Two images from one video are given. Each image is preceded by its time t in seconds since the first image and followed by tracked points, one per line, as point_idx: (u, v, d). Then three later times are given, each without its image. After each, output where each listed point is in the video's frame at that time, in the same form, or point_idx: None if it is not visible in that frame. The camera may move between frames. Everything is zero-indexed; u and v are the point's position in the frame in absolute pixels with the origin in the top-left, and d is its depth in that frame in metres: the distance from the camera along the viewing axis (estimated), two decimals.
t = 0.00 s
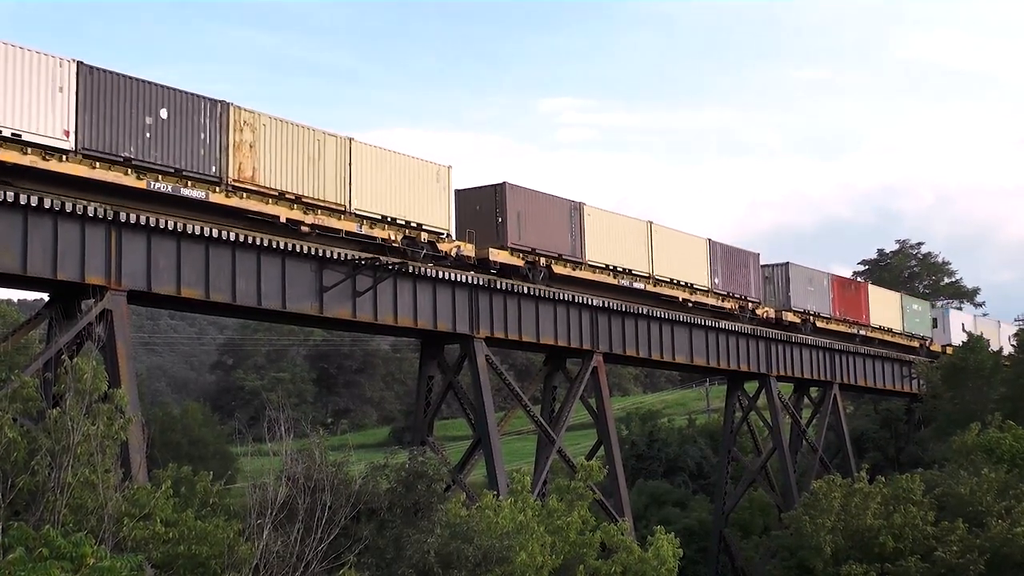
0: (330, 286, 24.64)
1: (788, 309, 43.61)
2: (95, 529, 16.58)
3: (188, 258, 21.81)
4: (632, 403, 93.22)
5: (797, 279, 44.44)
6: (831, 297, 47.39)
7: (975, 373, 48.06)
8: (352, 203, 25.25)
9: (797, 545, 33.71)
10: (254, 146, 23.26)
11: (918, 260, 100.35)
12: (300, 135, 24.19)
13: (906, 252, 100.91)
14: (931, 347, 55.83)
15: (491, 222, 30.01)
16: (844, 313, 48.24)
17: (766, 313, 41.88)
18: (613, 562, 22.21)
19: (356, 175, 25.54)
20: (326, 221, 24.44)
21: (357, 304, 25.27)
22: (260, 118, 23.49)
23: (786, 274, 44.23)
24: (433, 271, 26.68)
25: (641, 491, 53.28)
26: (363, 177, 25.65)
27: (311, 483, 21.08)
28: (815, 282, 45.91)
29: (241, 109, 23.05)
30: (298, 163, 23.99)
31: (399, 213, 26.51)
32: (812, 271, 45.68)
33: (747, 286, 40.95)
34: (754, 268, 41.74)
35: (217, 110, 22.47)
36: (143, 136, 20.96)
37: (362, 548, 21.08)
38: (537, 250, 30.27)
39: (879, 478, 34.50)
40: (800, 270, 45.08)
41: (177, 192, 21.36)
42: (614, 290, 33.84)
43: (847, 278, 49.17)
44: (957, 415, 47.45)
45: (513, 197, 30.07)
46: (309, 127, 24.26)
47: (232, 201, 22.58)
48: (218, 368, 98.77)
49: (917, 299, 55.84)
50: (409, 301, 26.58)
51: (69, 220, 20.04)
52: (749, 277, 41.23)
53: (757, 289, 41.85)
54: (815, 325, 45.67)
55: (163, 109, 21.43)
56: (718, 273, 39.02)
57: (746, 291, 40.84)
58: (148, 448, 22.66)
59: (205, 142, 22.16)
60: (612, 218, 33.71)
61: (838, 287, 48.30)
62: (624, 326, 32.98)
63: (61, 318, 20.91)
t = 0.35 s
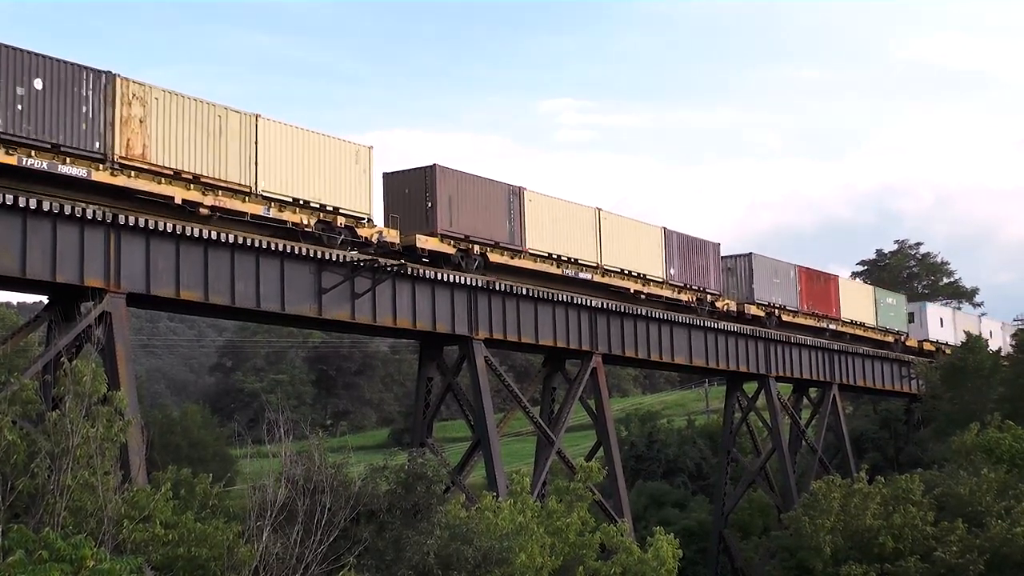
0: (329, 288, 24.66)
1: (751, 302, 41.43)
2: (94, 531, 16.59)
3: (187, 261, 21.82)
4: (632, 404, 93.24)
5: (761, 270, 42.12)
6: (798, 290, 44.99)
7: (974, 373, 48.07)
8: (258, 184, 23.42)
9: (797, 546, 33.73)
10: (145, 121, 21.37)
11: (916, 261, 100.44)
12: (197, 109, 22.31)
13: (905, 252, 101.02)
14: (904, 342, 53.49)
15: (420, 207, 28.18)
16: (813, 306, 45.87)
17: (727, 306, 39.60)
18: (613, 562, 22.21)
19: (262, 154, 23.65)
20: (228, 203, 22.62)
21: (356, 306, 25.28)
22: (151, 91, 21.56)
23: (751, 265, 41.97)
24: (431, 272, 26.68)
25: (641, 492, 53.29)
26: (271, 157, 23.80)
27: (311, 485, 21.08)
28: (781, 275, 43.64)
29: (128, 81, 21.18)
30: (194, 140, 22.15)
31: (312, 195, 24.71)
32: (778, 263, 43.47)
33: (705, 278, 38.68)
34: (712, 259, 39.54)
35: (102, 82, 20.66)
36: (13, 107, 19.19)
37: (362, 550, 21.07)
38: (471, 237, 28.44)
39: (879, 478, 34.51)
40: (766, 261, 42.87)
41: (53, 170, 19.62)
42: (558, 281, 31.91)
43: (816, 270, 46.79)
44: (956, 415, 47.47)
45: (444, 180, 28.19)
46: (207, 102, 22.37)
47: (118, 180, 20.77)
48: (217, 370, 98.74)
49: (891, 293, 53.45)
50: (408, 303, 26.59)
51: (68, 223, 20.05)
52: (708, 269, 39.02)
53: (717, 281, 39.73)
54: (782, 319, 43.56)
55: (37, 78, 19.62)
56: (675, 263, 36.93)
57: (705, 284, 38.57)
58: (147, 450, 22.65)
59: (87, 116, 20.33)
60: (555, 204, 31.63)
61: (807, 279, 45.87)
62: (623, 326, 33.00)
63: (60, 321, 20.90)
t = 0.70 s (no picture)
0: (328, 289, 24.67)
1: (711, 295, 39.87)
2: (94, 534, 16.63)
3: (186, 262, 21.84)
4: (631, 405, 93.30)
5: (721, 261, 40.56)
6: (762, 282, 43.19)
7: (973, 373, 48.11)
8: (150, 161, 21.57)
9: (796, 546, 33.75)
10: (18, 91, 19.64)
11: (916, 261, 100.56)
12: (76, 79, 20.45)
13: (904, 253, 101.06)
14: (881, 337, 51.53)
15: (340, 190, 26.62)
16: (779, 299, 44.19)
17: (683, 297, 37.96)
18: (613, 563, 22.22)
19: (155, 128, 21.81)
20: (117, 182, 20.84)
21: (355, 307, 25.30)
22: (25, 59, 19.84)
23: (711, 255, 40.46)
24: (431, 273, 26.70)
25: (641, 492, 53.35)
26: (165, 133, 22.00)
27: (311, 486, 21.10)
28: (745, 266, 42.09)
29: None
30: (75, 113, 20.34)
31: (212, 175, 22.90)
32: (741, 254, 41.91)
33: (662, 267, 36.86)
34: (671, 248, 37.79)
35: None
36: None
37: (362, 551, 21.09)
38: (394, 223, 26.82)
39: (878, 478, 34.53)
40: (728, 251, 41.35)
41: None
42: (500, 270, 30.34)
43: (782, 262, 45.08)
44: (956, 415, 47.50)
45: (366, 161, 26.71)
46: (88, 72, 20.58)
47: None
48: (217, 372, 98.74)
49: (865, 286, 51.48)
50: (408, 304, 26.61)
51: (67, 224, 20.06)
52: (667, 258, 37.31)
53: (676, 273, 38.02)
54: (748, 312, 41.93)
55: None
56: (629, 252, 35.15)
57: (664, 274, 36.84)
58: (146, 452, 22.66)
59: None
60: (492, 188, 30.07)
61: (772, 271, 44.20)
62: (623, 327, 33.03)
63: (59, 323, 20.89)
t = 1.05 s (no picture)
0: (328, 289, 24.70)
1: (667, 286, 38.20)
2: (95, 533, 16.65)
3: (186, 262, 21.86)
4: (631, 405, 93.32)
5: (677, 251, 38.91)
6: (724, 273, 41.49)
7: (973, 373, 48.14)
8: (22, 133, 19.70)
9: (796, 546, 33.76)
10: None
11: (915, 261, 100.63)
12: None
13: (904, 254, 101.12)
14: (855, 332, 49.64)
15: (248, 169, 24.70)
16: (741, 291, 42.41)
17: (636, 288, 35.90)
18: (613, 563, 22.23)
19: (30, 97, 19.92)
20: None
21: (355, 307, 25.31)
22: None
23: (666, 244, 38.92)
24: (430, 274, 26.72)
25: (641, 492, 53.38)
26: (40, 101, 20.06)
27: (311, 486, 21.13)
28: (703, 257, 40.39)
29: None
30: None
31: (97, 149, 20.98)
32: (699, 243, 40.23)
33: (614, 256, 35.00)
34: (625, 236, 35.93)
35: None
36: None
37: (362, 551, 21.12)
38: (307, 204, 24.91)
39: (877, 479, 34.55)
40: (686, 241, 39.71)
41: None
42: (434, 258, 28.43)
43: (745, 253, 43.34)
44: (956, 416, 47.51)
45: (277, 139, 24.83)
46: None
47: None
48: (216, 372, 98.74)
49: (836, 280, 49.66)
50: (407, 304, 26.63)
51: (67, 225, 20.08)
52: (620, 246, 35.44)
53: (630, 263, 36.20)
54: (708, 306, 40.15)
55: None
56: (575, 240, 33.22)
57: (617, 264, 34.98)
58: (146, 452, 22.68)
59: None
60: (421, 170, 28.15)
61: (733, 262, 42.46)
62: (622, 327, 33.05)
63: (59, 323, 20.91)
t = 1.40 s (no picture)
0: (329, 288, 24.69)
1: (618, 275, 35.92)
2: (95, 531, 16.63)
3: (187, 261, 21.85)
4: (632, 404, 93.37)
5: (631, 238, 36.62)
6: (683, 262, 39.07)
7: (973, 373, 48.16)
8: None
9: (796, 546, 33.75)
10: None
11: (916, 261, 100.57)
12: None
13: (905, 254, 101.06)
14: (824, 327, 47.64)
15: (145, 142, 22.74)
16: (701, 281, 40.10)
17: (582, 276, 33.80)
18: (612, 563, 22.26)
19: None
20: None
21: (356, 306, 25.31)
22: None
23: (620, 230, 36.57)
24: (431, 273, 26.72)
25: (641, 492, 53.35)
26: None
27: (311, 485, 21.15)
28: (659, 245, 38.06)
29: None
30: None
31: None
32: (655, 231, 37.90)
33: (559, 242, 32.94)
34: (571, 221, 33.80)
35: None
36: None
37: (362, 550, 21.12)
38: (210, 180, 23.09)
39: (878, 479, 34.53)
40: (641, 228, 37.34)
41: None
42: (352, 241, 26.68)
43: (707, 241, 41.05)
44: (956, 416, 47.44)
45: (175, 110, 22.91)
46: None
47: None
48: (217, 371, 98.72)
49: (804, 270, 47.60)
50: (408, 303, 26.63)
51: (68, 223, 20.08)
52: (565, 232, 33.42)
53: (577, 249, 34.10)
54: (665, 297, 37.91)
55: None
56: (514, 224, 31.21)
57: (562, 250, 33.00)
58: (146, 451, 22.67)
59: None
60: (342, 147, 26.46)
61: (693, 251, 40.09)
62: (623, 327, 33.04)
63: (60, 321, 20.90)
